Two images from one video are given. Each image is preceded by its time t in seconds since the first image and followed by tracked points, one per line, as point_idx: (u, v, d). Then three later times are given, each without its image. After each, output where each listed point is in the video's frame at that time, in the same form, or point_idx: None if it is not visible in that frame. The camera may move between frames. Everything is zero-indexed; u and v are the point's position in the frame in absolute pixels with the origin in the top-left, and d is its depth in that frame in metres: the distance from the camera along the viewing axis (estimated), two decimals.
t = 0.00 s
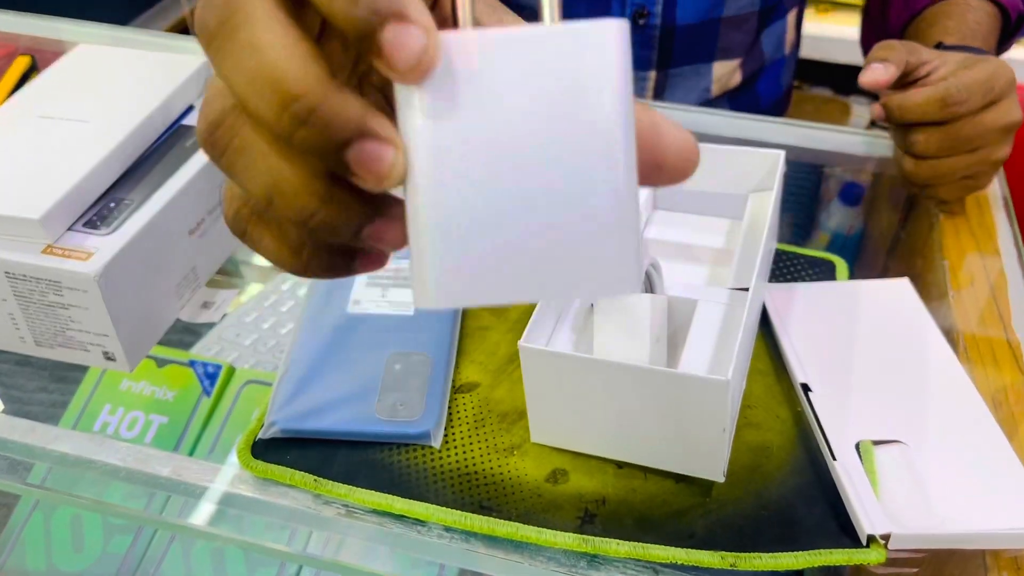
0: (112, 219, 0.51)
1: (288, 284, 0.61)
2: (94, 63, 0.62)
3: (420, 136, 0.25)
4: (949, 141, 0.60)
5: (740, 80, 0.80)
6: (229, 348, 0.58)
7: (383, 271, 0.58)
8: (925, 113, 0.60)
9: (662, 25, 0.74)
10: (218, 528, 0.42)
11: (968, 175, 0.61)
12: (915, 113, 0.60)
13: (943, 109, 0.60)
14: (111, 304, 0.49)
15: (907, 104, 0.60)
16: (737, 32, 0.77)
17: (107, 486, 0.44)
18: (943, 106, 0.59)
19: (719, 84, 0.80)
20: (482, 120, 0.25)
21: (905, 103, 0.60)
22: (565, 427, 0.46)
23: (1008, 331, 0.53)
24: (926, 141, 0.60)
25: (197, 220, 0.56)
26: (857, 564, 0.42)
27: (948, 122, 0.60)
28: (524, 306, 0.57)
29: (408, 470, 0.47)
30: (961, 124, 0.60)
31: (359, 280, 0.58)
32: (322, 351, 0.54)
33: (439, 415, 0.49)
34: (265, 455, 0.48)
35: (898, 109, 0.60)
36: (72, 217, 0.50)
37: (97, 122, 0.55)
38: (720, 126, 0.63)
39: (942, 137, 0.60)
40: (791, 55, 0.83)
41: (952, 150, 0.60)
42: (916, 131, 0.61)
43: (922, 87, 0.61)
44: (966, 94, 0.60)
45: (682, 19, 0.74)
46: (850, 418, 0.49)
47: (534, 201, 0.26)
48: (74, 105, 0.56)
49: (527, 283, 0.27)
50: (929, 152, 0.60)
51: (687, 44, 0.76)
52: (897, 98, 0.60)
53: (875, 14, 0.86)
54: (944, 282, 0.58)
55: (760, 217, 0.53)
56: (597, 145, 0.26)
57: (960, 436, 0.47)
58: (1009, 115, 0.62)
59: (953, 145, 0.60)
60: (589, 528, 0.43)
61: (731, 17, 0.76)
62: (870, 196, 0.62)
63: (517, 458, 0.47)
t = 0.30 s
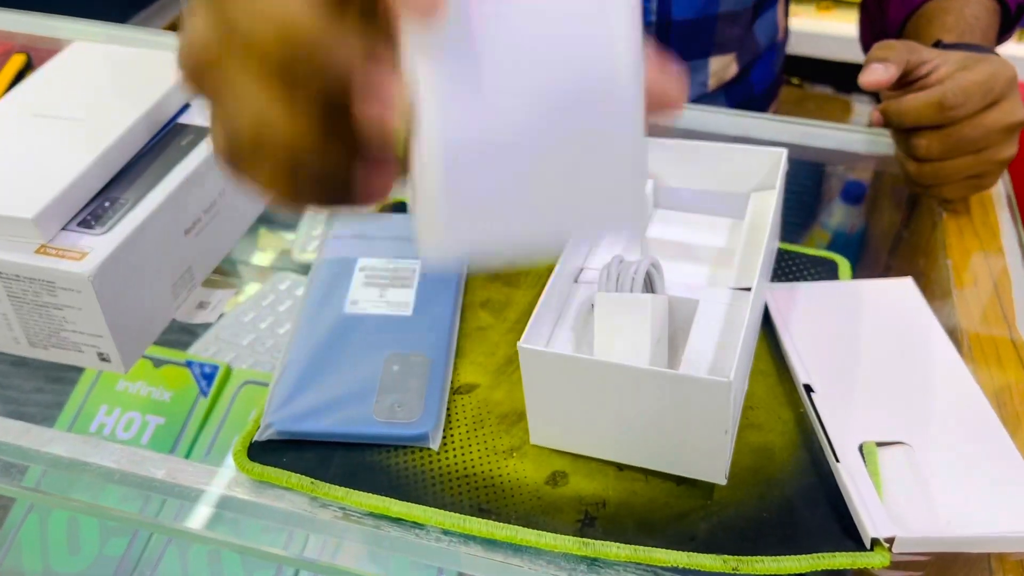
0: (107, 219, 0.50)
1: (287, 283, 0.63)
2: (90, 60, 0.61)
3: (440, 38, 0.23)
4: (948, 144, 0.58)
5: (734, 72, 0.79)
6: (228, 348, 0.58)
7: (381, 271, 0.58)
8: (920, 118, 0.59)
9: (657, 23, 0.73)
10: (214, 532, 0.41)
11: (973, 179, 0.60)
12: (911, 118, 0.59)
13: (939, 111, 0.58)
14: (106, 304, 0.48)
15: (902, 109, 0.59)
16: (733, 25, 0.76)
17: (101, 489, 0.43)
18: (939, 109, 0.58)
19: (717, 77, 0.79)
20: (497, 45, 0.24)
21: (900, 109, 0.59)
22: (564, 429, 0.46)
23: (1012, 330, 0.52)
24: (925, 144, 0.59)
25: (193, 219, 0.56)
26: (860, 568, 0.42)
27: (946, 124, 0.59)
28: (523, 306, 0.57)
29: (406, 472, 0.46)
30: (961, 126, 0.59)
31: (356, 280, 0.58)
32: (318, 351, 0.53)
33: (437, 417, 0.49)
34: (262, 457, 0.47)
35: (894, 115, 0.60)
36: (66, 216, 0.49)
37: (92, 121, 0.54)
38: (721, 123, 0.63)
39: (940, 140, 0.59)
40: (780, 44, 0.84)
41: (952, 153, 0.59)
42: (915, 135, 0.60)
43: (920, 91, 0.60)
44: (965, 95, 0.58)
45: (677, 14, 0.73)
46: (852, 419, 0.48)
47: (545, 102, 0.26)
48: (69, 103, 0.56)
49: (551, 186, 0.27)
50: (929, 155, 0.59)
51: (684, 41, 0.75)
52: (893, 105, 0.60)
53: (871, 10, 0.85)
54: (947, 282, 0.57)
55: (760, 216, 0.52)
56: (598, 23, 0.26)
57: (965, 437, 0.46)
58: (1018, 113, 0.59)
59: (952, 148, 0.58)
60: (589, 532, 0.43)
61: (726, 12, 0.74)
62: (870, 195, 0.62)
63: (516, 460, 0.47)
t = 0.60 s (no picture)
0: (107, 217, 0.50)
1: (287, 282, 0.64)
2: (90, 60, 0.61)
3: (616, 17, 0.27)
4: (950, 146, 0.57)
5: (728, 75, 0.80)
6: (228, 346, 0.59)
7: (381, 270, 0.58)
8: (921, 119, 0.58)
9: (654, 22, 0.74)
10: (214, 530, 0.42)
11: (968, 184, 0.60)
12: (911, 118, 0.58)
13: (940, 113, 0.57)
14: (106, 302, 0.49)
15: (904, 109, 0.58)
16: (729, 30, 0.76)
17: (103, 487, 0.44)
18: (941, 110, 0.57)
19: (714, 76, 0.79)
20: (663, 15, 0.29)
21: (902, 109, 0.58)
22: (563, 426, 0.46)
23: (1011, 329, 0.53)
24: (925, 147, 0.58)
25: (193, 218, 0.56)
26: (858, 565, 0.42)
27: (946, 127, 0.58)
28: (522, 304, 0.57)
29: (406, 469, 0.46)
30: (960, 129, 0.58)
31: (355, 278, 0.58)
32: (317, 349, 0.53)
33: (436, 414, 0.49)
34: (261, 454, 0.47)
35: (896, 115, 0.59)
36: (66, 215, 0.49)
37: (92, 119, 0.54)
38: (719, 123, 0.63)
39: (941, 142, 0.57)
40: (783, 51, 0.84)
41: (953, 156, 0.58)
42: (917, 135, 0.58)
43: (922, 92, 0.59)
44: (966, 99, 0.57)
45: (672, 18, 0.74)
46: (850, 417, 0.48)
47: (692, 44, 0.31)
48: (69, 103, 0.56)
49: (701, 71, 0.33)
50: (930, 158, 0.58)
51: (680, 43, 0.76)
52: (894, 104, 0.59)
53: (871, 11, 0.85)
54: (945, 280, 0.57)
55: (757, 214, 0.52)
56: None
57: (966, 436, 0.46)
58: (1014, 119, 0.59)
59: (954, 151, 0.57)
60: (589, 529, 0.43)
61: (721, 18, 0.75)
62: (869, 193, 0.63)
63: (516, 458, 0.47)
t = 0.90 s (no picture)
0: (106, 212, 0.50)
1: (286, 279, 0.63)
2: (90, 55, 0.61)
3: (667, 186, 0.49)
4: (938, 143, 0.58)
5: (758, 80, 0.80)
6: (227, 342, 0.58)
7: (380, 265, 0.58)
8: (907, 116, 0.58)
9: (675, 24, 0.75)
10: (215, 525, 0.42)
11: (962, 179, 0.60)
12: (898, 115, 0.59)
13: (926, 110, 0.58)
14: (104, 297, 0.49)
15: (889, 106, 0.59)
16: (756, 34, 0.78)
17: (104, 482, 0.44)
18: (926, 107, 0.57)
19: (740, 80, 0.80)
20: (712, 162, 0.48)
21: (888, 106, 0.59)
22: (559, 419, 0.46)
23: (1009, 325, 0.52)
24: (913, 144, 0.58)
25: (192, 213, 0.56)
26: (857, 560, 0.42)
27: (935, 123, 0.58)
28: (521, 299, 0.57)
29: (404, 463, 0.46)
30: (948, 125, 0.58)
31: (354, 273, 0.58)
32: (316, 344, 0.53)
33: (435, 409, 0.49)
34: (259, 449, 0.47)
35: (881, 112, 0.59)
36: (65, 209, 0.49)
37: (91, 115, 0.54)
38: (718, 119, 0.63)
39: (930, 139, 0.58)
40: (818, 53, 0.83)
41: (942, 153, 0.58)
42: (905, 131, 0.59)
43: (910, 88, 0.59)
44: (954, 95, 0.57)
45: (697, 18, 0.76)
46: (848, 412, 0.48)
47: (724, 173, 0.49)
48: (68, 98, 0.56)
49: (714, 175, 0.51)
50: (919, 154, 0.58)
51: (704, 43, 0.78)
52: (880, 101, 0.59)
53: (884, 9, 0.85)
54: (943, 275, 0.57)
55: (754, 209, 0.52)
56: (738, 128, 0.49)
57: (964, 433, 0.47)
58: (1008, 112, 0.59)
59: (942, 148, 0.58)
60: (587, 522, 0.43)
61: (747, 21, 0.76)
62: (867, 190, 0.65)
63: (514, 452, 0.47)
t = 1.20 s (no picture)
0: (101, 208, 0.50)
1: (283, 276, 0.63)
2: (86, 52, 0.61)
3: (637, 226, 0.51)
4: (930, 134, 0.58)
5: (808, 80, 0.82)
6: (223, 339, 0.59)
7: (375, 261, 0.58)
8: (900, 105, 0.58)
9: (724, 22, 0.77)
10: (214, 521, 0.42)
11: (954, 173, 0.60)
12: (892, 105, 0.58)
13: (921, 101, 0.58)
14: (99, 293, 0.49)
15: (883, 96, 0.58)
16: (805, 34, 0.79)
17: (99, 478, 0.44)
18: (921, 98, 0.57)
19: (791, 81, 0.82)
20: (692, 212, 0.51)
21: (882, 96, 0.58)
22: (558, 414, 0.46)
23: (1004, 321, 0.53)
24: (906, 134, 0.59)
25: (187, 210, 0.56)
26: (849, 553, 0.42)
27: (928, 114, 0.59)
28: (516, 295, 0.57)
29: (398, 459, 0.47)
30: (941, 117, 0.58)
31: (349, 269, 0.58)
32: (311, 340, 0.53)
33: (429, 404, 0.49)
34: (254, 444, 0.47)
35: (875, 101, 0.59)
36: (59, 206, 0.49)
37: (86, 111, 0.54)
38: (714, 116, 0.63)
39: (921, 130, 0.58)
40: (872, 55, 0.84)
41: (933, 143, 0.59)
42: (899, 120, 0.59)
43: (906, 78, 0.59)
44: (948, 88, 0.58)
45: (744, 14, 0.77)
46: (842, 407, 0.49)
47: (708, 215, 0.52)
48: (63, 94, 0.56)
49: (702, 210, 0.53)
50: (911, 144, 0.59)
51: (752, 42, 0.78)
52: (874, 92, 0.59)
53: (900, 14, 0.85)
54: (938, 270, 0.58)
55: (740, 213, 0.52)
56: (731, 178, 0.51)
57: (956, 428, 0.47)
58: (1002, 108, 0.59)
59: (934, 139, 0.58)
60: (580, 518, 0.43)
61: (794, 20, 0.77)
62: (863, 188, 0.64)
63: (508, 447, 0.47)
